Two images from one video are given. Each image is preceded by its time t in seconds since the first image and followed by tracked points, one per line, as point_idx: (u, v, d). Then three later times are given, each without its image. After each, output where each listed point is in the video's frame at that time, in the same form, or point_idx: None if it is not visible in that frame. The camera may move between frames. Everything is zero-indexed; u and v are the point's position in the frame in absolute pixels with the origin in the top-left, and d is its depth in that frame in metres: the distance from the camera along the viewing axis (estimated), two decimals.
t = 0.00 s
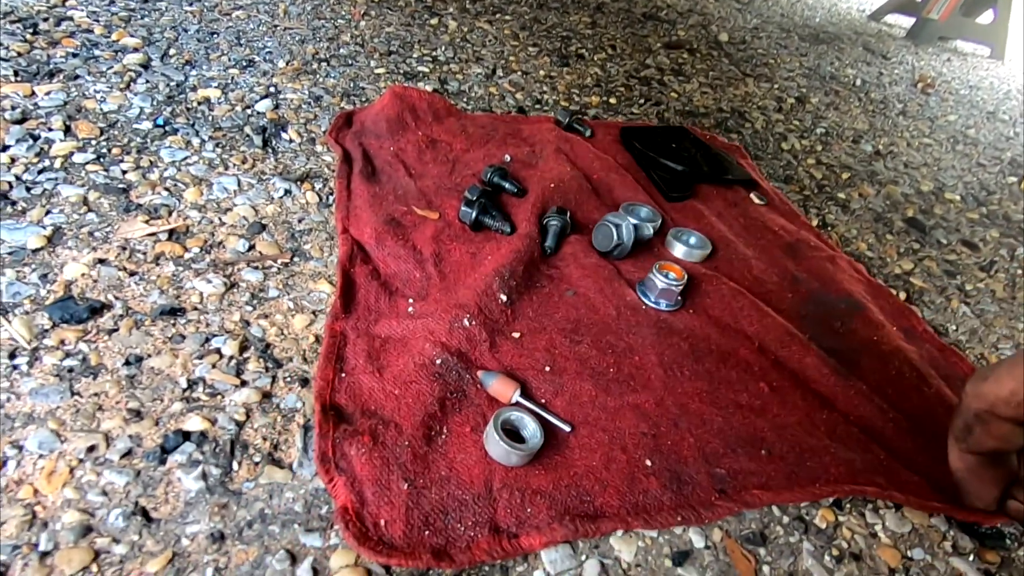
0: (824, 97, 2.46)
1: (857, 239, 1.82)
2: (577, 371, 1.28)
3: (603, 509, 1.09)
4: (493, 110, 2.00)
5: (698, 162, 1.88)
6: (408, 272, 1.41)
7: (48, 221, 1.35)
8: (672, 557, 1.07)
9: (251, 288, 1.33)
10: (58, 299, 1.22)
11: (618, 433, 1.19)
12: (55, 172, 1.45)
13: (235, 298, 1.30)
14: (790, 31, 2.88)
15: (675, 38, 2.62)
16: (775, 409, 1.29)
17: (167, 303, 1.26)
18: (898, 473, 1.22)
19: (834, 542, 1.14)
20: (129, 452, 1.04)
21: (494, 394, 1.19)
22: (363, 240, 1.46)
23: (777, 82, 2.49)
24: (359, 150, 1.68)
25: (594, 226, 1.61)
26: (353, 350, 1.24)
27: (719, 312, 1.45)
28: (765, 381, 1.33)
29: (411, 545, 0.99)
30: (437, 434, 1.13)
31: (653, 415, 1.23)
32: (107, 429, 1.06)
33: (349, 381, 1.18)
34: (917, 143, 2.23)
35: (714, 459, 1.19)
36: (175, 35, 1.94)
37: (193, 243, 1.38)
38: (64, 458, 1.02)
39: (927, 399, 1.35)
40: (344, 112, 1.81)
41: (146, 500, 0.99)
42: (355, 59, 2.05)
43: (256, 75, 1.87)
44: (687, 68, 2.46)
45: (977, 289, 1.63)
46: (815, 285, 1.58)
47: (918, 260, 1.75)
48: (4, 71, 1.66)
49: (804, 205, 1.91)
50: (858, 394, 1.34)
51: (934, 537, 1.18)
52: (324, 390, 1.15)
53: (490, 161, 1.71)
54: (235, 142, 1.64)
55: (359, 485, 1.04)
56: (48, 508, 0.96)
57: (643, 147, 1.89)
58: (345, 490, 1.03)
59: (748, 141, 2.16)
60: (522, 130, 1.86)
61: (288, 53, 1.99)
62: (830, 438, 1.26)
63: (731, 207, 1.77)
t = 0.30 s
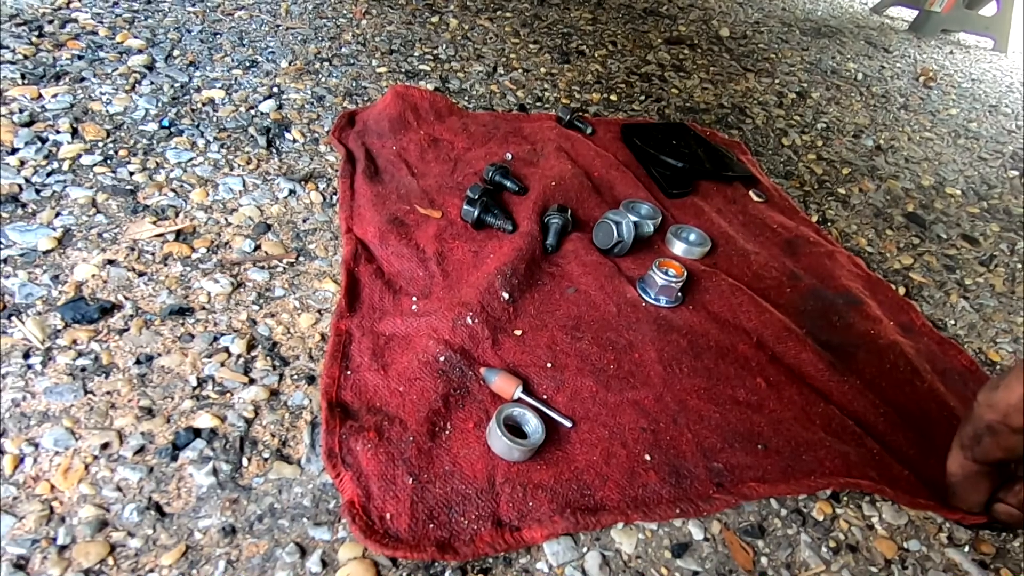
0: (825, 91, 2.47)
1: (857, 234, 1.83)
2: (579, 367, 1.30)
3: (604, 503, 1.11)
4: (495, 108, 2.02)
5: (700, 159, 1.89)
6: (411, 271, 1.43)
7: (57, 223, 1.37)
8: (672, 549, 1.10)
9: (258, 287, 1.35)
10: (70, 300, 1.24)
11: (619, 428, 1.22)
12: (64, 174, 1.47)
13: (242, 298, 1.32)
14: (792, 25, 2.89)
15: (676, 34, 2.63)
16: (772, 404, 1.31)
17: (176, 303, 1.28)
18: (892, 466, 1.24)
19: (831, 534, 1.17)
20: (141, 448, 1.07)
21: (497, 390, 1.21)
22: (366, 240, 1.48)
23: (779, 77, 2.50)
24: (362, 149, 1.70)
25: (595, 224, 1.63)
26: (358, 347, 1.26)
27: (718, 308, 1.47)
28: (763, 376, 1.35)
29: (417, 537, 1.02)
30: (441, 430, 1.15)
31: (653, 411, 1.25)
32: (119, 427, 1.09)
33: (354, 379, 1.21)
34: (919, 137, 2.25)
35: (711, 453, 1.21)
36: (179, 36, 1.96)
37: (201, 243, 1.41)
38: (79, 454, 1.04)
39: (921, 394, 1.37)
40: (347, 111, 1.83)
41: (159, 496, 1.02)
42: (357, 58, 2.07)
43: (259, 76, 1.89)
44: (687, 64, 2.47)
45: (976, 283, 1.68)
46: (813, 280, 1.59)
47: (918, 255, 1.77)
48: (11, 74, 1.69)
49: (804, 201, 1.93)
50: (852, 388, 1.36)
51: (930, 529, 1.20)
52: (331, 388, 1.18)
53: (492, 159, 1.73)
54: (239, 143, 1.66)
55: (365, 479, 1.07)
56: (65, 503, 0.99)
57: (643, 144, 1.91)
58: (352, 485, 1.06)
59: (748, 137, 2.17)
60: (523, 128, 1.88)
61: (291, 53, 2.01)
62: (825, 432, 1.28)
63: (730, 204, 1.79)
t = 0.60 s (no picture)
0: (817, 100, 2.49)
1: (847, 243, 1.83)
2: (571, 377, 1.31)
3: (595, 512, 1.12)
4: (488, 119, 2.03)
5: (690, 167, 1.90)
6: (404, 281, 1.44)
7: (52, 235, 1.38)
8: (661, 558, 1.11)
9: (251, 299, 1.36)
10: (63, 313, 1.25)
11: (610, 437, 1.22)
12: (59, 187, 1.48)
13: (235, 309, 1.33)
14: (785, 34, 2.91)
15: (669, 44, 2.65)
16: (760, 412, 1.32)
17: (170, 315, 1.29)
18: (877, 469, 1.26)
19: (821, 542, 1.17)
20: (133, 461, 1.07)
21: (489, 400, 1.22)
22: (360, 251, 1.49)
23: (771, 87, 2.52)
24: (356, 160, 1.71)
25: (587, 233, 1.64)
26: (351, 358, 1.27)
27: (708, 315, 1.47)
28: (750, 385, 1.36)
29: (409, 548, 1.02)
30: (432, 441, 1.16)
31: (644, 420, 1.26)
32: (111, 439, 1.09)
33: (346, 390, 1.21)
34: (909, 145, 2.27)
35: (701, 463, 1.22)
36: (175, 49, 1.97)
37: (194, 255, 1.42)
38: (71, 468, 1.05)
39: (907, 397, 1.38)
40: (341, 123, 1.84)
41: (151, 508, 1.03)
42: (352, 70, 2.08)
43: (254, 88, 1.90)
44: (680, 73, 2.49)
45: (966, 290, 1.69)
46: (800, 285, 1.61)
47: (908, 263, 1.78)
48: (8, 87, 1.70)
49: (795, 209, 1.94)
50: (839, 388, 1.37)
51: (919, 535, 1.21)
52: (322, 399, 1.18)
53: (485, 169, 1.74)
54: (234, 155, 1.67)
55: (357, 491, 1.08)
56: (56, 517, 1.00)
57: (635, 154, 1.92)
58: (344, 497, 1.06)
59: (740, 146, 2.18)
60: (516, 138, 1.88)
61: (286, 65, 2.02)
62: (813, 436, 1.29)
63: (721, 212, 1.80)
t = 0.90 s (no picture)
0: (813, 97, 2.48)
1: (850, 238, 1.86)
2: (570, 378, 1.29)
3: (596, 515, 1.10)
4: (484, 119, 2.02)
5: (687, 165, 1.89)
6: (400, 283, 1.42)
7: (43, 241, 1.36)
8: (665, 561, 1.10)
9: (245, 303, 1.34)
10: (54, 319, 1.23)
11: (610, 439, 1.21)
12: (50, 191, 1.47)
13: (229, 313, 1.31)
14: (780, 31, 2.90)
15: (664, 42, 2.64)
16: (760, 411, 1.31)
17: (163, 320, 1.27)
18: (879, 468, 1.25)
19: (825, 542, 1.16)
20: (125, 469, 1.06)
21: (487, 403, 1.20)
22: (355, 252, 1.47)
23: (767, 84, 2.51)
24: (350, 161, 1.69)
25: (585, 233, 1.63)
26: (347, 362, 1.25)
27: (707, 314, 1.46)
28: (750, 385, 1.35)
29: (407, 554, 1.01)
30: (430, 445, 1.14)
31: (644, 421, 1.25)
32: (103, 447, 1.08)
33: (343, 394, 1.20)
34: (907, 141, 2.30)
35: (702, 464, 1.20)
36: (167, 52, 1.95)
37: (188, 259, 1.40)
38: (62, 476, 1.03)
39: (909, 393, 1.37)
40: (335, 124, 1.83)
41: (143, 517, 1.01)
42: (346, 71, 2.07)
43: (248, 90, 1.88)
44: (676, 71, 2.48)
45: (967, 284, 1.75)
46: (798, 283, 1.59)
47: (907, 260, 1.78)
48: None
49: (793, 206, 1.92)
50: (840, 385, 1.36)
51: (924, 534, 1.20)
52: (318, 403, 1.17)
53: (481, 170, 1.72)
54: (228, 157, 1.65)
55: (354, 496, 1.06)
56: (47, 527, 0.98)
57: (631, 153, 1.91)
58: (341, 503, 1.05)
59: (737, 144, 2.17)
60: (512, 138, 1.86)
61: (280, 67, 2.01)
62: (813, 435, 1.28)
63: (719, 210, 1.79)
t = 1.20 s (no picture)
0: (817, 94, 2.48)
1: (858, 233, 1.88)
2: (580, 376, 1.29)
3: (609, 513, 1.11)
4: (489, 118, 2.02)
5: (693, 163, 1.89)
6: (409, 282, 1.42)
7: (53, 242, 1.36)
8: (678, 559, 1.10)
9: (255, 303, 1.34)
10: (66, 320, 1.23)
11: (622, 437, 1.21)
12: (58, 193, 1.47)
13: (240, 313, 1.31)
14: (782, 29, 2.89)
15: (667, 40, 2.63)
16: (769, 408, 1.31)
17: (173, 321, 1.27)
18: (888, 465, 1.25)
19: (838, 539, 1.17)
20: (140, 469, 1.06)
21: (498, 402, 1.20)
22: (364, 251, 1.47)
23: (770, 81, 2.51)
24: (357, 161, 1.69)
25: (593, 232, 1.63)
26: (357, 361, 1.25)
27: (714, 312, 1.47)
28: (759, 382, 1.35)
29: (422, 553, 1.01)
30: (442, 444, 1.15)
31: (654, 419, 1.25)
32: (118, 447, 1.08)
33: (353, 394, 1.20)
34: (912, 136, 2.33)
35: (713, 462, 1.20)
36: (172, 53, 1.95)
37: (197, 259, 1.40)
38: (77, 477, 1.04)
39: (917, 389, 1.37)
40: (341, 123, 1.82)
41: (159, 517, 1.01)
42: (351, 71, 2.07)
43: (253, 90, 1.88)
44: (680, 69, 2.47)
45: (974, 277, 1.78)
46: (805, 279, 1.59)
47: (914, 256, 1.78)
48: (4, 94, 1.68)
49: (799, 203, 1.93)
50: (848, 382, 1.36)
51: (936, 531, 1.20)
52: (329, 404, 1.17)
53: (487, 169, 1.72)
54: (235, 158, 1.66)
55: (367, 495, 1.06)
56: (64, 527, 0.99)
57: (637, 151, 1.91)
58: (355, 502, 1.05)
59: (742, 141, 2.18)
60: (518, 137, 1.85)
61: (284, 67, 2.01)
62: (822, 432, 1.28)
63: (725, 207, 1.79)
